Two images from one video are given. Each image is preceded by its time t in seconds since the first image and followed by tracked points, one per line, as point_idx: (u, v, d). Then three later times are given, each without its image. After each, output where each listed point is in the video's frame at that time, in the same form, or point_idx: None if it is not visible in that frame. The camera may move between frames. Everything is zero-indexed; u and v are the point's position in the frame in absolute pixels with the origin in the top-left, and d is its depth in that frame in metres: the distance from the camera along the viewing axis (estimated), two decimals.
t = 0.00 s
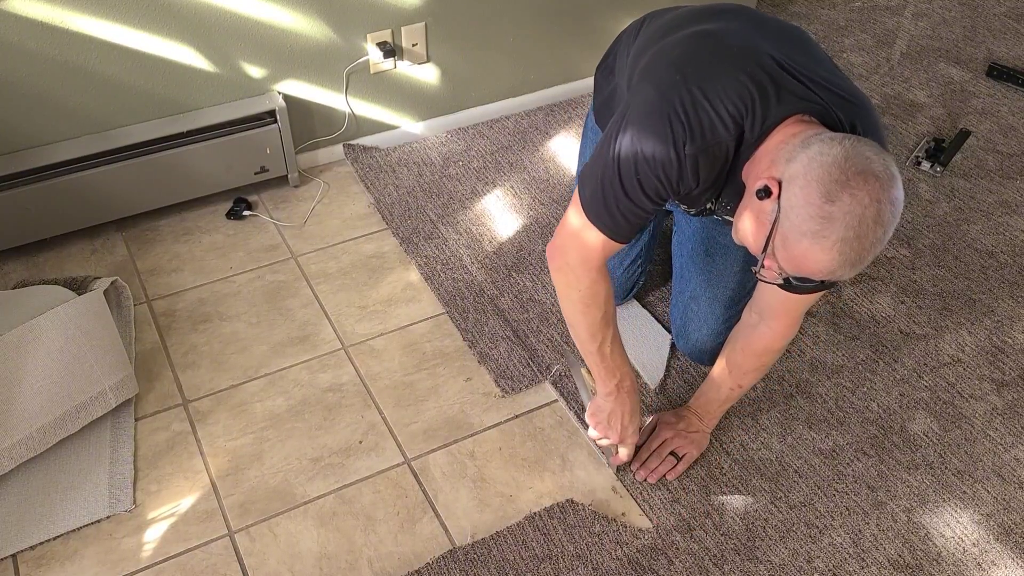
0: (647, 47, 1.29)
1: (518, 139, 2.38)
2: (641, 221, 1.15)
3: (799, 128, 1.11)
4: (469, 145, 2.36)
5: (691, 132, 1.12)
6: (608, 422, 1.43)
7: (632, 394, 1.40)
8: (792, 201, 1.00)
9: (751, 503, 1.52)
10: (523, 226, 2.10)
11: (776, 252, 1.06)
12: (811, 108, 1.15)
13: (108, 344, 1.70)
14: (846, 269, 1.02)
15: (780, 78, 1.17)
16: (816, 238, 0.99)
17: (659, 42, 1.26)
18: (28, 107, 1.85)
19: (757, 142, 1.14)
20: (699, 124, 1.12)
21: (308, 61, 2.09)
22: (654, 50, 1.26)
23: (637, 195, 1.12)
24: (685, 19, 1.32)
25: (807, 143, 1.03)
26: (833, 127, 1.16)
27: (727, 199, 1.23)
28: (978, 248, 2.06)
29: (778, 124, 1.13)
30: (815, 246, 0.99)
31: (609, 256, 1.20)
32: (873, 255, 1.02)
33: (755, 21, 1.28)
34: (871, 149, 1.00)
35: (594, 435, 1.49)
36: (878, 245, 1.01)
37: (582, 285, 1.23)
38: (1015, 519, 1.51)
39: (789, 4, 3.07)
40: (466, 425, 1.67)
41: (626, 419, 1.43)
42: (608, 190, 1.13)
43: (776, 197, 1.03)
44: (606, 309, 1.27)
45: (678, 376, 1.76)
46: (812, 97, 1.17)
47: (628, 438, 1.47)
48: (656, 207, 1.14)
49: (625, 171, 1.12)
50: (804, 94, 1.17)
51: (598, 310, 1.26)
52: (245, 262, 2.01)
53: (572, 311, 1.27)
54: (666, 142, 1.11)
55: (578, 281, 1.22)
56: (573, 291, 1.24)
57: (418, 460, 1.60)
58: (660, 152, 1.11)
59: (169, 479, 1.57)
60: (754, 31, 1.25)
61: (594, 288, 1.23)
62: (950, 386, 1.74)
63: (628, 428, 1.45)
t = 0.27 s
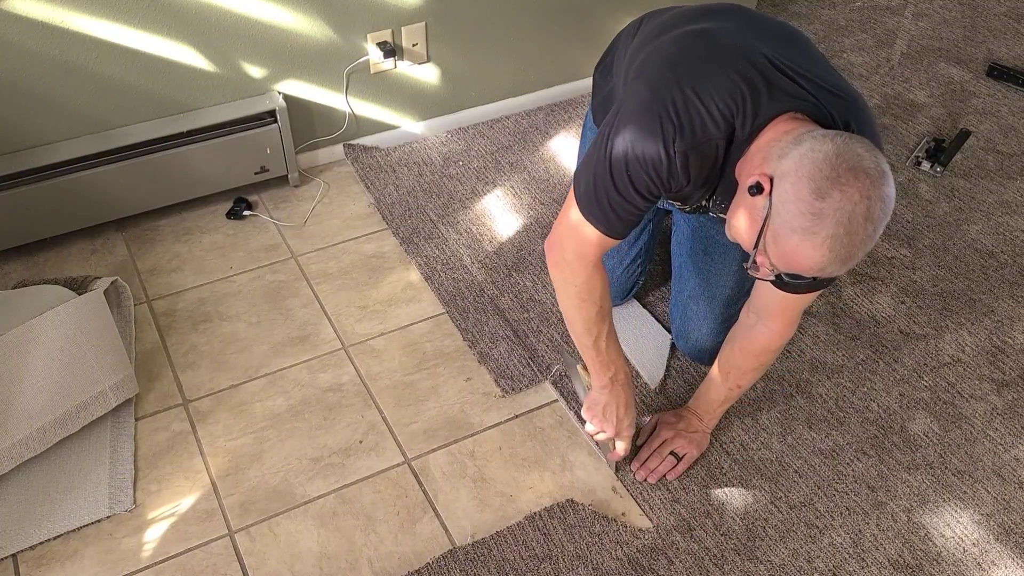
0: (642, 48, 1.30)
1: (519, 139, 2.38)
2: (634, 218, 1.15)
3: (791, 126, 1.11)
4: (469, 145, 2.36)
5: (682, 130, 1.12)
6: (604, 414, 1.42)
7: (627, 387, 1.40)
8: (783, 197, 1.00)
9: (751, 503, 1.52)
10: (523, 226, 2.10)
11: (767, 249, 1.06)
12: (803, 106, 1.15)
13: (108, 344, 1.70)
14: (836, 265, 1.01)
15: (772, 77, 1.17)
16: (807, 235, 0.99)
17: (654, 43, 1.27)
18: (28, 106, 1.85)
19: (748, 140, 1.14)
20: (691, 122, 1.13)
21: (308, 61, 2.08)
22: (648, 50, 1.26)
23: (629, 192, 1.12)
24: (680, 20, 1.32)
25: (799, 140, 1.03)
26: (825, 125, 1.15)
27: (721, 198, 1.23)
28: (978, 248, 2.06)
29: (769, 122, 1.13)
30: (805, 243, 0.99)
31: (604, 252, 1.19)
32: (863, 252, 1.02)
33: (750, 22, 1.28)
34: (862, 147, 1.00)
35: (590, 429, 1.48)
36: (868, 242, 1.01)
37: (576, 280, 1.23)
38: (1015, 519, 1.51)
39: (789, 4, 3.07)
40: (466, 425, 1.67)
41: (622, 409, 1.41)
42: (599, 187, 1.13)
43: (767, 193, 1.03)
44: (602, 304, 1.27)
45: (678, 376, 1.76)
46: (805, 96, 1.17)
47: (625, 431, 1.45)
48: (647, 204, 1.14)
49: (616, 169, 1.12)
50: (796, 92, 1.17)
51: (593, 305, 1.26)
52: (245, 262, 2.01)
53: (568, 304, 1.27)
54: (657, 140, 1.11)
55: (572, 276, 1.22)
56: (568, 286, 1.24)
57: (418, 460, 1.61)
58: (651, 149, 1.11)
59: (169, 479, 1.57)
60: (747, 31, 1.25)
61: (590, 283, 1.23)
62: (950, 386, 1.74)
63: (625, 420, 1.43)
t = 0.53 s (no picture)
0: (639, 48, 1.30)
1: (518, 139, 2.38)
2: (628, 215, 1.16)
3: (786, 122, 1.11)
4: (469, 145, 2.36)
5: (677, 127, 1.12)
6: (601, 410, 1.42)
7: (624, 381, 1.40)
8: (776, 192, 1.00)
9: (751, 503, 1.52)
10: (523, 226, 2.10)
11: (762, 244, 1.05)
12: (798, 103, 1.15)
13: (108, 344, 1.70)
14: (830, 260, 1.01)
15: (767, 74, 1.17)
16: (800, 229, 0.98)
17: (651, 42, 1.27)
18: (27, 106, 1.85)
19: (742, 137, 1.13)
20: (685, 120, 1.13)
21: (308, 61, 2.08)
22: (644, 49, 1.26)
23: (623, 188, 1.13)
24: (676, 19, 1.32)
25: (793, 136, 1.03)
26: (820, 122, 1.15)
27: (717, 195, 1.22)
28: (978, 248, 2.06)
29: (764, 119, 1.13)
30: (799, 237, 0.99)
31: (598, 247, 1.20)
32: (857, 247, 1.02)
33: (745, 20, 1.28)
34: (855, 142, 1.00)
35: (588, 425, 1.47)
36: (862, 236, 1.00)
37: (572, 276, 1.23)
38: (1015, 519, 1.51)
39: (789, 4, 3.07)
40: (466, 425, 1.67)
41: (618, 405, 1.41)
42: (594, 185, 1.14)
43: (761, 189, 1.03)
44: (597, 300, 1.27)
45: (678, 376, 1.76)
46: (799, 92, 1.17)
47: (623, 427, 1.44)
48: (641, 201, 1.15)
49: (611, 167, 1.12)
50: (790, 90, 1.16)
51: (589, 300, 1.26)
52: (245, 262, 2.01)
53: (563, 300, 1.27)
54: (652, 138, 1.11)
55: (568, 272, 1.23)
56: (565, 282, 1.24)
57: (418, 459, 1.60)
58: (645, 146, 1.11)
59: (169, 479, 1.57)
60: (742, 30, 1.25)
61: (584, 278, 1.23)
62: (950, 386, 1.74)
63: (621, 415, 1.42)
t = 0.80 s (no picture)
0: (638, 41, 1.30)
1: (518, 139, 2.38)
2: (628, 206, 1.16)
3: (785, 112, 1.11)
4: (469, 145, 2.36)
5: (676, 118, 1.12)
6: (593, 403, 1.43)
7: (616, 374, 1.41)
8: (772, 180, 1.00)
9: (751, 503, 1.52)
10: (523, 226, 2.10)
11: (757, 232, 1.05)
12: (796, 94, 1.15)
13: (108, 344, 1.70)
14: (825, 249, 1.01)
15: (765, 65, 1.17)
16: (795, 217, 0.99)
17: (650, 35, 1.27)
18: (27, 106, 1.85)
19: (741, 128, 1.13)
20: (684, 110, 1.13)
21: (308, 61, 2.09)
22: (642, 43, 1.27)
23: (623, 180, 1.13)
24: (673, 13, 1.33)
25: (790, 125, 1.03)
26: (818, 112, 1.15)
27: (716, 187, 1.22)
28: (978, 248, 2.06)
29: (762, 111, 1.13)
30: (794, 225, 0.99)
31: (594, 242, 1.20)
32: (852, 236, 1.02)
33: (742, 14, 1.29)
34: (852, 131, 1.00)
35: (579, 419, 1.48)
36: (857, 225, 1.01)
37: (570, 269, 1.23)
38: (1015, 519, 1.51)
39: (789, 4, 3.07)
40: (466, 424, 1.67)
41: (610, 398, 1.42)
42: (593, 175, 1.14)
43: (759, 177, 1.03)
44: (592, 294, 1.27)
45: (678, 376, 1.76)
46: (798, 83, 1.17)
47: (614, 420, 1.46)
48: (640, 193, 1.15)
49: (610, 158, 1.13)
50: (788, 81, 1.17)
51: (585, 294, 1.26)
52: (245, 262, 2.01)
53: (558, 294, 1.27)
54: (651, 128, 1.12)
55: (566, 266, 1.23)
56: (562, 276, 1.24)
57: (417, 459, 1.61)
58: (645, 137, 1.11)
59: (169, 479, 1.57)
60: (739, 23, 1.25)
61: (581, 272, 1.23)
62: (949, 386, 1.74)
63: (613, 407, 1.44)
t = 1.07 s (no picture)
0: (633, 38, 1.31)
1: (518, 140, 2.38)
2: (622, 201, 1.17)
3: (777, 106, 1.11)
4: (469, 145, 2.36)
5: (667, 113, 1.13)
6: (590, 395, 1.43)
7: (613, 367, 1.42)
8: (763, 175, 1.00)
9: (751, 503, 1.52)
10: (523, 226, 2.10)
11: (748, 226, 1.06)
12: (787, 89, 1.15)
13: (108, 344, 1.70)
14: (815, 244, 1.02)
15: (757, 61, 1.18)
16: (786, 213, 0.99)
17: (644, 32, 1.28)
18: (27, 107, 1.85)
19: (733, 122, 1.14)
20: (676, 105, 1.13)
21: (308, 61, 2.09)
22: (636, 39, 1.27)
23: (616, 174, 1.13)
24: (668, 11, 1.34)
25: (782, 120, 1.03)
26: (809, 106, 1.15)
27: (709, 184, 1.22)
28: (978, 248, 2.06)
29: (754, 105, 1.13)
30: (786, 221, 0.99)
31: (592, 235, 1.21)
32: (842, 230, 1.02)
33: (735, 12, 1.29)
34: (843, 127, 1.00)
35: (576, 412, 1.48)
36: (846, 221, 1.01)
37: (566, 263, 1.24)
38: (1015, 520, 1.51)
39: (789, 4, 3.07)
40: (466, 425, 1.67)
41: (608, 388, 1.43)
42: (587, 171, 1.15)
43: (751, 172, 1.03)
44: (590, 287, 1.29)
45: (678, 376, 1.76)
46: (788, 79, 1.17)
47: (613, 410, 1.46)
48: (633, 187, 1.15)
49: (603, 154, 1.13)
50: (779, 76, 1.17)
51: (582, 287, 1.28)
52: (245, 262, 2.01)
53: (556, 287, 1.29)
54: (642, 123, 1.12)
55: (563, 259, 1.24)
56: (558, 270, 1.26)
57: (417, 460, 1.61)
58: (638, 131, 1.12)
59: (168, 479, 1.57)
60: (731, 20, 1.26)
61: (578, 266, 1.25)
62: (949, 386, 1.74)
63: (612, 399, 1.44)
